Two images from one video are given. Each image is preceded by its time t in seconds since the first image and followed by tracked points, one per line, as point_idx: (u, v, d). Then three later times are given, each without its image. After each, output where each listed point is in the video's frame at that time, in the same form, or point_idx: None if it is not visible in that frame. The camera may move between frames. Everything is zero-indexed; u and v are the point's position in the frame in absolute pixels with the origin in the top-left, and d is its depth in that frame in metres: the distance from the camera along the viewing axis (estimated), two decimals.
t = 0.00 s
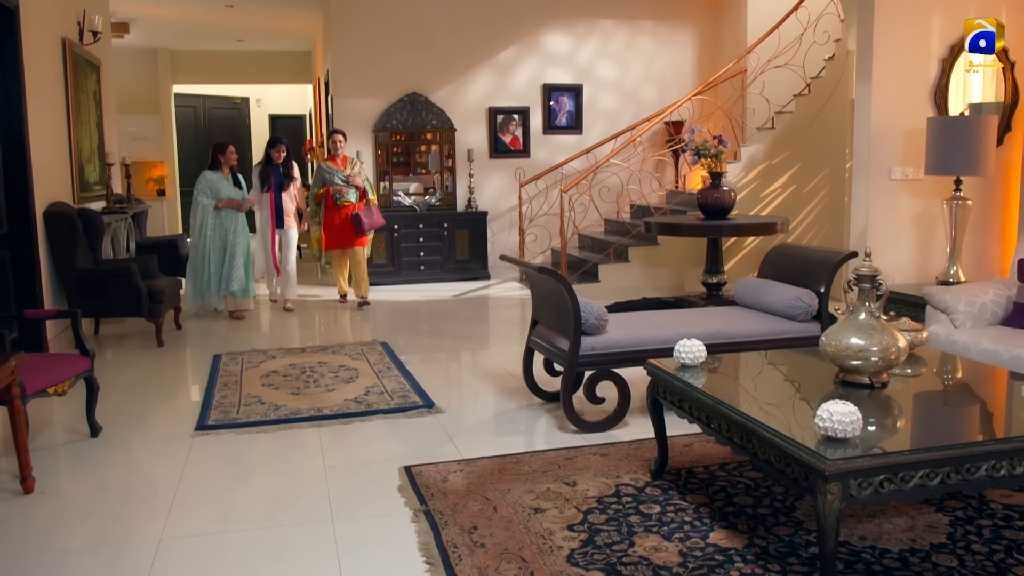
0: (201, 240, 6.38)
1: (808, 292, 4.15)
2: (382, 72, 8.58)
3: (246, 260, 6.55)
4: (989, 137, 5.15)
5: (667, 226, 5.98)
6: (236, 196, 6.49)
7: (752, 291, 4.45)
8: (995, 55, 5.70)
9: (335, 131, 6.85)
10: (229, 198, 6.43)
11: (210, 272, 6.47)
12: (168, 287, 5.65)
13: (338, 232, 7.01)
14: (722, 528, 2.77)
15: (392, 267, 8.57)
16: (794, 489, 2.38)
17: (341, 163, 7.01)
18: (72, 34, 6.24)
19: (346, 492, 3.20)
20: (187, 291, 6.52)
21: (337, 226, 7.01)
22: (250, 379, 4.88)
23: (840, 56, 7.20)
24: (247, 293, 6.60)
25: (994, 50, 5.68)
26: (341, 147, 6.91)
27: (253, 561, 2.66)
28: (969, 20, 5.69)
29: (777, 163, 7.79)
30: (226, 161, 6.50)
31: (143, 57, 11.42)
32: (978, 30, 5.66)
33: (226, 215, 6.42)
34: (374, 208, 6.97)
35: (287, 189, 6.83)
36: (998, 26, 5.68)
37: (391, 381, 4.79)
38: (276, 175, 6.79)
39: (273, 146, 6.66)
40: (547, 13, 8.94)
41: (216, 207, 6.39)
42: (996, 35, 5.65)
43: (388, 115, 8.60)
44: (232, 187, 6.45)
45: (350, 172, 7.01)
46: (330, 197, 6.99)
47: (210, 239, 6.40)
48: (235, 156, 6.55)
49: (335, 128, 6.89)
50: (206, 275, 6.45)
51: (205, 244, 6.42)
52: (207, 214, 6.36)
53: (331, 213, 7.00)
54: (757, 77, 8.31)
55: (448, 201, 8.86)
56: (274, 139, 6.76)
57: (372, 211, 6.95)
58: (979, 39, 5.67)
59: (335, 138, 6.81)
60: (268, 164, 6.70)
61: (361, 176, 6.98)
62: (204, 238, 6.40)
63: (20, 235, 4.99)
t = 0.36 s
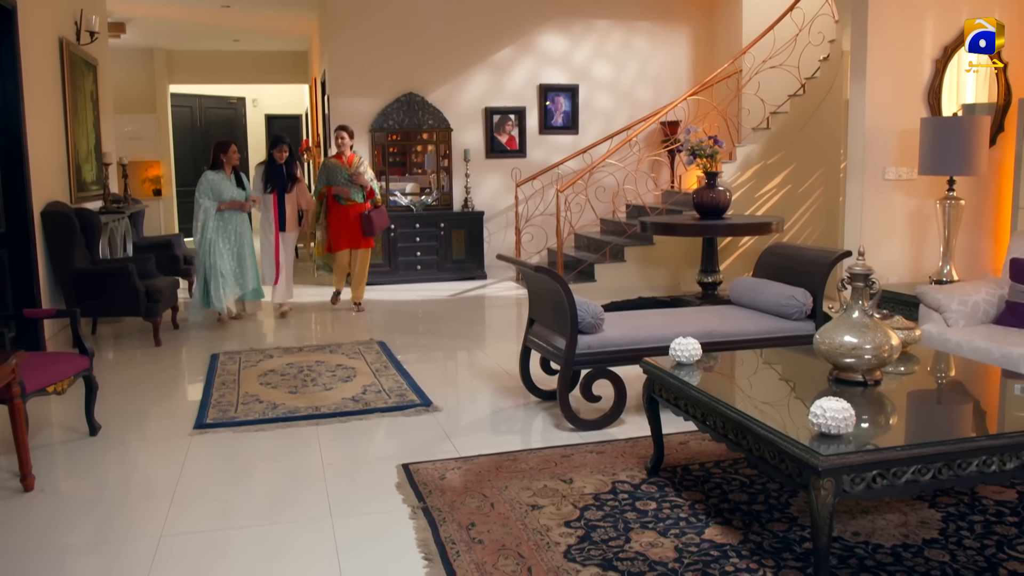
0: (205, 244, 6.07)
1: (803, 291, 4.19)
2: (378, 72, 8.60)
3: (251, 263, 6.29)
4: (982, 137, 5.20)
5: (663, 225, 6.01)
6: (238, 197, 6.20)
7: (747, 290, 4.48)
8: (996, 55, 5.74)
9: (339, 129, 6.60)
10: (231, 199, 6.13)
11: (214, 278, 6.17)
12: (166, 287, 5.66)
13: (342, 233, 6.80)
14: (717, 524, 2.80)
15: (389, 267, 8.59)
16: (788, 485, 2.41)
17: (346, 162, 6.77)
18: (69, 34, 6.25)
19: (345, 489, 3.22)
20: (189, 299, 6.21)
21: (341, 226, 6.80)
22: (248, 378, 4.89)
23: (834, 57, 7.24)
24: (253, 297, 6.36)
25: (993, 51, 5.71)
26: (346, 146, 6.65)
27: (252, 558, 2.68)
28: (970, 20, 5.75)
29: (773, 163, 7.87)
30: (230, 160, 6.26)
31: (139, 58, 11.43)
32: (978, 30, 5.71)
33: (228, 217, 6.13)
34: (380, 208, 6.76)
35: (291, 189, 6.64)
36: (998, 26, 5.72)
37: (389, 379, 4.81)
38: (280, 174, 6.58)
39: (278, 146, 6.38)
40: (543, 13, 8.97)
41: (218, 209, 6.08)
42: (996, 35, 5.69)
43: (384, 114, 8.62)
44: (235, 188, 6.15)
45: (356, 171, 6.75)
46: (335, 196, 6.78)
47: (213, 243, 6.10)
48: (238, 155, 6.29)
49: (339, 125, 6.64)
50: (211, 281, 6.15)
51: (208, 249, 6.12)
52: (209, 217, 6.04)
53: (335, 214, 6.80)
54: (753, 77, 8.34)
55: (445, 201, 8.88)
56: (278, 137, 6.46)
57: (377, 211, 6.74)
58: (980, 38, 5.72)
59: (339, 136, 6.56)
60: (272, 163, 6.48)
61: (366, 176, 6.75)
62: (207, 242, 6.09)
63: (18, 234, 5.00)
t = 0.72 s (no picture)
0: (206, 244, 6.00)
1: (800, 290, 4.22)
2: (378, 72, 8.63)
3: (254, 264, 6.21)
4: (978, 137, 5.23)
5: (661, 225, 6.05)
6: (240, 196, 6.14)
7: (745, 289, 4.51)
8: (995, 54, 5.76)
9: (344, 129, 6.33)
10: (233, 198, 6.07)
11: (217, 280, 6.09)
12: (167, 286, 5.68)
13: (343, 238, 6.53)
14: (715, 519, 2.83)
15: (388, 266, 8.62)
16: (785, 480, 2.44)
17: (350, 164, 6.50)
18: (69, 34, 6.27)
19: (346, 485, 3.26)
20: (192, 302, 6.13)
21: (343, 231, 6.54)
22: (249, 376, 4.92)
23: (832, 57, 7.28)
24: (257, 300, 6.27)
25: (993, 51, 5.72)
26: (351, 147, 6.37)
27: (255, 554, 2.71)
28: (970, 20, 5.78)
29: (772, 163, 7.91)
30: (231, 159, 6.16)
31: (138, 58, 11.44)
32: (978, 30, 5.74)
33: (230, 217, 6.06)
34: (384, 213, 6.51)
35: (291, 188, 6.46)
36: (998, 26, 5.74)
37: (389, 378, 4.84)
38: (281, 173, 6.39)
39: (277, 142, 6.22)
40: (542, 14, 9.00)
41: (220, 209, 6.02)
42: (996, 35, 5.71)
43: (384, 114, 8.65)
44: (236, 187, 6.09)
45: (360, 174, 6.47)
46: (337, 200, 6.51)
47: (215, 243, 6.03)
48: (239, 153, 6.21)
49: (343, 125, 6.35)
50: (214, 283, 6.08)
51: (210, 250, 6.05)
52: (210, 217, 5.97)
53: (337, 218, 6.53)
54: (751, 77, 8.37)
55: (444, 201, 8.91)
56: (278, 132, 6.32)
57: (382, 217, 6.49)
58: (980, 38, 5.74)
59: (343, 136, 6.29)
60: (273, 162, 6.31)
61: (370, 179, 6.46)
62: (209, 243, 6.03)
63: (19, 234, 5.02)
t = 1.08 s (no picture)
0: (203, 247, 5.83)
1: (793, 288, 4.26)
2: (374, 72, 8.65)
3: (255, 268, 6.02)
4: (969, 137, 5.29)
5: (656, 224, 6.09)
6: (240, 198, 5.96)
7: (738, 287, 4.56)
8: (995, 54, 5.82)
9: (344, 126, 6.32)
10: (232, 200, 5.88)
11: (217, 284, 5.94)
12: (164, 285, 5.70)
13: (344, 237, 6.50)
14: (709, 514, 2.87)
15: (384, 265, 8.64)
16: (777, 475, 2.48)
17: (350, 161, 6.47)
18: (66, 34, 6.29)
19: (345, 482, 3.29)
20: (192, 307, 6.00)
21: (343, 229, 6.51)
22: (246, 374, 4.95)
23: (826, 58, 7.32)
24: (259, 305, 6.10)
25: (993, 51, 5.77)
26: (351, 143, 6.36)
27: (255, 549, 2.74)
28: (970, 20, 5.84)
29: (764, 164, 7.87)
30: (228, 158, 5.93)
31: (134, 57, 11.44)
32: (979, 30, 5.78)
33: (229, 220, 5.88)
34: (386, 209, 6.49)
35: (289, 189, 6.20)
36: (997, 26, 5.80)
37: (386, 376, 4.88)
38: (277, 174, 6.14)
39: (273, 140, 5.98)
40: (537, 14, 9.03)
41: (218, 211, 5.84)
42: (996, 35, 5.76)
43: (380, 114, 8.68)
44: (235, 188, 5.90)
45: (360, 171, 6.46)
46: (338, 197, 6.48)
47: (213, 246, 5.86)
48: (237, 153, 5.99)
49: (342, 123, 6.34)
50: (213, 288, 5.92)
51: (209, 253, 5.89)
52: (207, 219, 5.81)
53: (337, 216, 6.50)
54: (745, 78, 8.41)
55: (440, 200, 8.93)
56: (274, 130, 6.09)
57: (384, 213, 6.47)
58: (979, 39, 5.77)
59: (343, 133, 6.28)
60: (270, 160, 6.07)
61: (370, 176, 6.44)
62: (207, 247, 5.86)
63: (17, 233, 5.03)
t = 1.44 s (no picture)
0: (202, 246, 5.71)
1: (784, 287, 4.31)
2: (368, 72, 8.68)
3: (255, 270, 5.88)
4: (958, 138, 5.35)
5: (649, 224, 6.13)
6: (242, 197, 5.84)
7: (730, 286, 4.60)
8: (995, 53, 5.95)
9: (348, 125, 5.95)
10: (234, 199, 5.78)
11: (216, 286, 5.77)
12: (158, 284, 5.72)
13: (348, 241, 6.16)
14: (701, 509, 2.91)
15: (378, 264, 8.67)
16: (767, 469, 2.52)
17: (355, 163, 6.10)
18: (61, 33, 6.29)
19: (341, 478, 3.32)
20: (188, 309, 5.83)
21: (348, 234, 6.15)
22: (242, 373, 4.98)
23: (818, 58, 7.39)
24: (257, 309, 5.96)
25: (994, 50, 5.92)
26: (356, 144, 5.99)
27: (253, 544, 2.77)
28: (970, 20, 5.95)
29: (757, 163, 7.98)
30: (231, 155, 5.81)
31: (128, 57, 11.43)
32: (979, 30, 5.90)
33: (230, 219, 5.76)
34: (393, 214, 6.10)
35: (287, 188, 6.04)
36: (997, 26, 5.91)
37: (381, 374, 4.91)
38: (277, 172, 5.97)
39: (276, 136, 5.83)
40: (531, 14, 9.07)
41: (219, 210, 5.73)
42: (995, 35, 5.88)
43: (374, 114, 8.70)
44: (238, 187, 5.79)
45: (365, 173, 6.10)
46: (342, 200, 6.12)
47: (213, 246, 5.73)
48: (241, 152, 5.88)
49: (347, 122, 5.98)
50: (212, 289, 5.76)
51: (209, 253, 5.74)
52: (208, 218, 5.69)
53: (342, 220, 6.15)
54: (737, 78, 8.47)
55: (434, 199, 8.95)
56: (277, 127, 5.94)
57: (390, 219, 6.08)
58: (980, 39, 5.90)
59: (347, 132, 5.93)
60: (271, 159, 5.92)
61: (376, 178, 6.06)
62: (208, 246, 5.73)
63: (13, 232, 5.05)
